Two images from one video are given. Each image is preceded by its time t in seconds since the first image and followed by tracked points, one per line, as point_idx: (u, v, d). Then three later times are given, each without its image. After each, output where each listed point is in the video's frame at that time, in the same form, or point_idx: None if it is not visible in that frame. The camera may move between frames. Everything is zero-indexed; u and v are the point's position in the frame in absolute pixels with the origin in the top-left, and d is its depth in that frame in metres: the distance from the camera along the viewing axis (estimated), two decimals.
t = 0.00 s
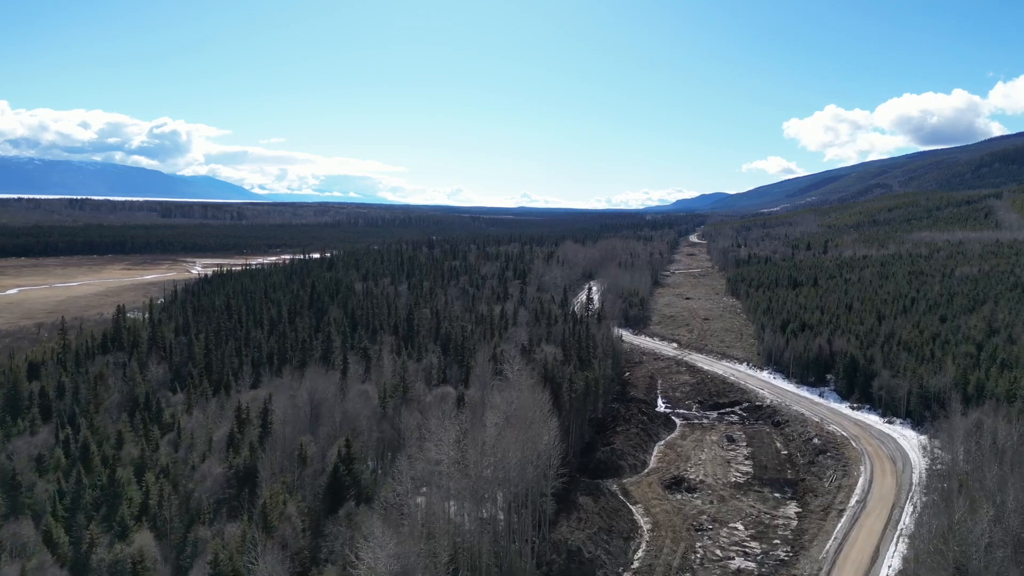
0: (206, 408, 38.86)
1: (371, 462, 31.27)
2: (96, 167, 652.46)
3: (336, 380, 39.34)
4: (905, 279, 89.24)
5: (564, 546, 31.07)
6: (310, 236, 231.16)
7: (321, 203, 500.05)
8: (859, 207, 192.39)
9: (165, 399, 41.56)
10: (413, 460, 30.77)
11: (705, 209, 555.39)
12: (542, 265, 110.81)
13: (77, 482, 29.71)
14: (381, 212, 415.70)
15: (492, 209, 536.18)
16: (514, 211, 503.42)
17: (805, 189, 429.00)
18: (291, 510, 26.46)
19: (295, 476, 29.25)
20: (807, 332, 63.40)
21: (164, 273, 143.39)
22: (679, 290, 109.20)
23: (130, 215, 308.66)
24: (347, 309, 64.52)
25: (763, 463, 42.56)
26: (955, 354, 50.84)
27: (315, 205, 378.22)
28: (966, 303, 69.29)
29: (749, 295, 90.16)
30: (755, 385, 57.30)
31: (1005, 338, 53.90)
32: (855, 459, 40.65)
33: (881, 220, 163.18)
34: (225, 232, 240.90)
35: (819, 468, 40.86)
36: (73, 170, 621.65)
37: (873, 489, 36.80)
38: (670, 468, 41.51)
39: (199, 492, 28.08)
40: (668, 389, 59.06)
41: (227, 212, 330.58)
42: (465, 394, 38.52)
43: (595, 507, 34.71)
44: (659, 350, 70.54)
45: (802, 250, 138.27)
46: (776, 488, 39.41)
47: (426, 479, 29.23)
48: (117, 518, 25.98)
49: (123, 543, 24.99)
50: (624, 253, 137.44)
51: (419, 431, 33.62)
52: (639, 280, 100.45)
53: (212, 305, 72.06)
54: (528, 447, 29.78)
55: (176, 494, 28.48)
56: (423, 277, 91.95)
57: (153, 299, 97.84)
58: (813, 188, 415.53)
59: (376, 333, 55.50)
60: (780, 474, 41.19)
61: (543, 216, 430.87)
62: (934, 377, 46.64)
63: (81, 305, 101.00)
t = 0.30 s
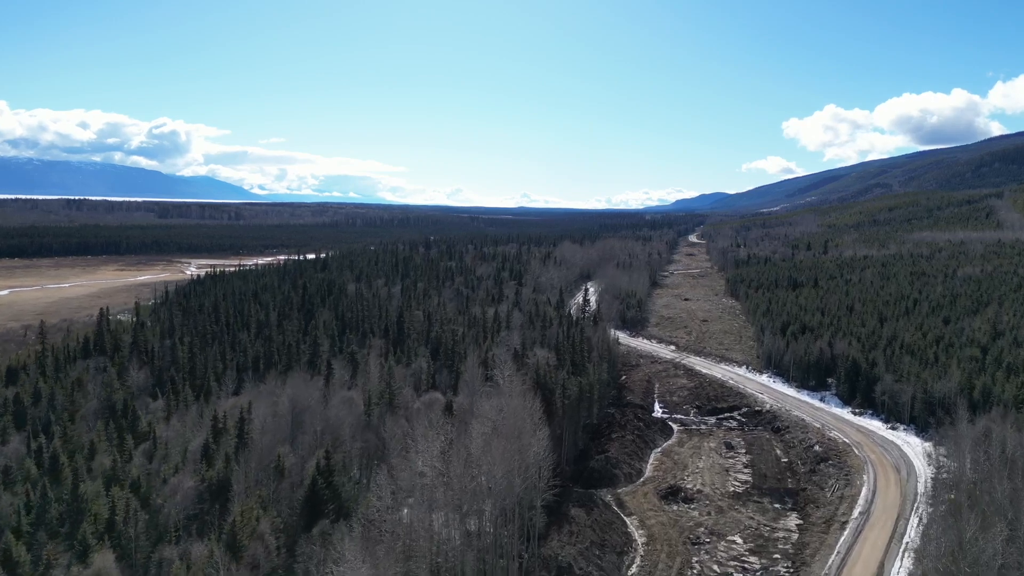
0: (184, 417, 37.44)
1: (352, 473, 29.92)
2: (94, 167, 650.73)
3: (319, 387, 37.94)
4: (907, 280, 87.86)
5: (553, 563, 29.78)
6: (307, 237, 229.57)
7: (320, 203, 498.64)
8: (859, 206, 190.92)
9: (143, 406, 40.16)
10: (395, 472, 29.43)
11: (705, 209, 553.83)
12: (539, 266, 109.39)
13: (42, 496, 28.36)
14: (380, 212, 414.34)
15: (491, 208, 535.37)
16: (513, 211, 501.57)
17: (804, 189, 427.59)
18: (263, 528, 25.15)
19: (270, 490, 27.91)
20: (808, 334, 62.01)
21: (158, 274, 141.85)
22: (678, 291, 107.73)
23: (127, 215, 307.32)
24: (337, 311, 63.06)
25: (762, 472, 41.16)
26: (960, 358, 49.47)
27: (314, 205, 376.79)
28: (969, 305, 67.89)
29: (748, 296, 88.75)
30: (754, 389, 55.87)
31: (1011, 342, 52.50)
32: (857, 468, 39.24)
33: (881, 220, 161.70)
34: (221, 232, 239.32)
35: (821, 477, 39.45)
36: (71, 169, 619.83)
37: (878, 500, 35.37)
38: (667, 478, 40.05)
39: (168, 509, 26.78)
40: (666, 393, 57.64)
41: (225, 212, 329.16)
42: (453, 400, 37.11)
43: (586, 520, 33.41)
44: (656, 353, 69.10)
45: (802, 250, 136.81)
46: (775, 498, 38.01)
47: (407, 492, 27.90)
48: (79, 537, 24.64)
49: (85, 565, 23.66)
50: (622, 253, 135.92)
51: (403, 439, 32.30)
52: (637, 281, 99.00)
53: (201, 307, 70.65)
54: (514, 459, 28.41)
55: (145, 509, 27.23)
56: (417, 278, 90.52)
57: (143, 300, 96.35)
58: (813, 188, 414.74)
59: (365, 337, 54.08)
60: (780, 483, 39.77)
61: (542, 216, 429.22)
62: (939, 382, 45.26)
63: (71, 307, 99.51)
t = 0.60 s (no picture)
0: (161, 425, 36.07)
1: (331, 486, 28.68)
2: (92, 167, 649.29)
3: (301, 393, 36.60)
4: (907, 280, 86.56)
5: None
6: (304, 237, 227.99)
7: (318, 203, 497.18)
8: (859, 206, 189.49)
9: (120, 413, 38.84)
10: (374, 484, 28.12)
11: (704, 208, 551.60)
12: (535, 266, 108.05)
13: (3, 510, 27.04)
14: (378, 212, 412.62)
15: (489, 209, 533.74)
16: (512, 211, 500.04)
17: (804, 188, 426.11)
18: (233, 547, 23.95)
19: (244, 504, 26.69)
20: (807, 337, 60.69)
21: (151, 275, 140.39)
22: (676, 292, 106.34)
23: (124, 215, 305.99)
24: (327, 314, 61.68)
25: (760, 480, 39.88)
26: (964, 362, 48.16)
27: (311, 206, 375.10)
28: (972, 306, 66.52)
29: (747, 298, 87.40)
30: (753, 394, 54.54)
31: (1016, 344, 51.13)
32: (859, 476, 37.92)
33: (881, 220, 160.34)
34: (217, 233, 237.70)
35: (821, 487, 38.16)
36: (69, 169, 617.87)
37: (880, 510, 34.10)
38: (662, 487, 38.74)
39: (135, 526, 25.61)
40: (662, 397, 56.32)
41: (222, 213, 327.65)
42: (439, 408, 35.76)
43: (576, 534, 32.14)
44: (653, 356, 67.77)
45: (802, 250, 135.47)
46: (774, 508, 36.67)
47: (386, 506, 26.60)
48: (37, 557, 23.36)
49: None
50: (620, 254, 134.45)
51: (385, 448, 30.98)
52: (634, 282, 97.62)
53: (189, 308, 69.26)
54: (498, 471, 27.07)
55: (110, 529, 25.91)
56: (411, 280, 89.14)
57: (134, 301, 94.88)
58: (813, 188, 413.21)
59: (354, 341, 52.70)
60: (779, 492, 38.48)
61: (541, 216, 427.81)
62: (942, 387, 43.96)
63: (60, 308, 97.96)
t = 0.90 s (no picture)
0: (135, 433, 34.79)
1: (307, 500, 27.49)
2: (90, 168, 648.00)
3: (281, 400, 35.29)
4: (908, 281, 85.34)
5: None
6: (300, 237, 226.67)
7: (316, 203, 496.12)
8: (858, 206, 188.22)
9: (95, 420, 37.55)
10: (353, 498, 26.93)
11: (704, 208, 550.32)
12: (531, 267, 106.77)
13: None
14: (376, 212, 411.43)
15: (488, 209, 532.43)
16: (511, 211, 498.37)
17: (803, 188, 424.82)
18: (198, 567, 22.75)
19: (214, 519, 25.51)
20: (806, 340, 59.45)
21: (145, 276, 139.18)
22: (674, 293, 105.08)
23: (121, 216, 304.90)
24: (316, 316, 60.34)
25: (758, 489, 38.63)
26: (966, 366, 46.92)
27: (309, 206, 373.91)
28: (975, 307, 65.23)
29: (745, 299, 86.15)
30: (750, 398, 53.25)
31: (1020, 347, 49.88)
32: (859, 486, 36.61)
33: (881, 220, 159.04)
34: (214, 233, 236.43)
35: (820, 496, 36.91)
36: (67, 169, 616.47)
37: (881, 521, 32.87)
38: (656, 496, 37.44)
39: (98, 543, 24.41)
40: (658, 401, 55.05)
41: (220, 213, 326.47)
42: (424, 414, 34.49)
43: (565, 548, 30.89)
44: (650, 358, 66.51)
45: (801, 250, 134.19)
46: (772, 519, 35.39)
47: (363, 518, 25.40)
48: None
49: None
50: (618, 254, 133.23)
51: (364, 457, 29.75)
52: (632, 283, 96.28)
53: (177, 309, 67.99)
54: (481, 483, 25.84)
55: (72, 547, 24.67)
56: (404, 281, 87.90)
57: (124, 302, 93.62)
58: (812, 187, 411.83)
59: (342, 344, 51.43)
60: (777, 502, 37.21)
61: (540, 215, 426.43)
62: (945, 392, 42.73)
63: (50, 310, 96.70)
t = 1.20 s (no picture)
0: (108, 442, 33.60)
1: (280, 515, 26.36)
2: (89, 168, 646.86)
3: (261, 407, 34.06)
4: (908, 282, 84.14)
5: None
6: (297, 237, 225.52)
7: (315, 203, 495.20)
8: (858, 206, 186.90)
9: (69, 428, 36.36)
10: (327, 514, 25.77)
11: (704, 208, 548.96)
12: (528, 268, 105.50)
13: None
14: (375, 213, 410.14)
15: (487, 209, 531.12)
16: (511, 211, 497.03)
17: (803, 188, 423.54)
18: None
19: (181, 537, 24.36)
20: (805, 343, 58.21)
21: (139, 277, 138.18)
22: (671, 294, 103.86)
23: (119, 216, 303.74)
24: (304, 318, 59.14)
25: (754, 498, 37.42)
26: (969, 370, 45.69)
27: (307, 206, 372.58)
28: (976, 309, 63.97)
29: (744, 300, 84.93)
30: (747, 402, 52.03)
31: None
32: (859, 495, 35.39)
33: (881, 220, 157.82)
34: (211, 233, 235.22)
35: (819, 506, 35.68)
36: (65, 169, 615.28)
37: (881, 532, 31.66)
38: (649, 505, 36.21)
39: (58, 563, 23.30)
40: (653, 405, 53.84)
41: (217, 213, 325.30)
42: (407, 422, 33.25)
43: (552, 563, 29.72)
44: (646, 361, 65.24)
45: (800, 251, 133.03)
46: (768, 530, 34.17)
47: (337, 534, 24.19)
48: None
49: None
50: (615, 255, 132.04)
51: (343, 467, 28.58)
52: (629, 284, 95.09)
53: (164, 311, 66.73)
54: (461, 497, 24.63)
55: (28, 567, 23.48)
56: (398, 282, 86.76)
57: (114, 304, 92.45)
58: (812, 187, 410.57)
59: (329, 348, 50.27)
60: (773, 512, 36.00)
61: (540, 215, 424.99)
62: (947, 397, 41.49)
63: (40, 312, 95.50)
